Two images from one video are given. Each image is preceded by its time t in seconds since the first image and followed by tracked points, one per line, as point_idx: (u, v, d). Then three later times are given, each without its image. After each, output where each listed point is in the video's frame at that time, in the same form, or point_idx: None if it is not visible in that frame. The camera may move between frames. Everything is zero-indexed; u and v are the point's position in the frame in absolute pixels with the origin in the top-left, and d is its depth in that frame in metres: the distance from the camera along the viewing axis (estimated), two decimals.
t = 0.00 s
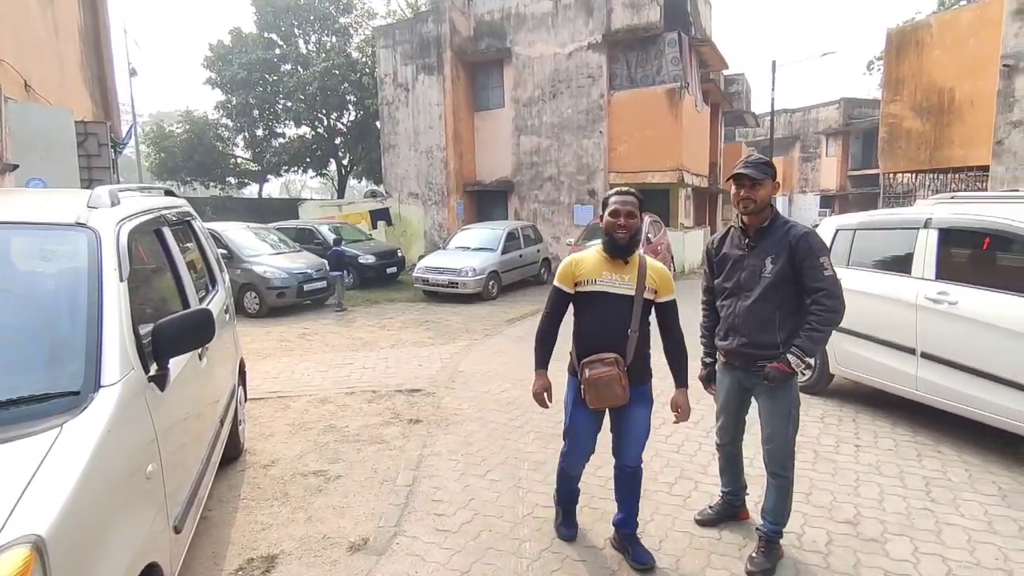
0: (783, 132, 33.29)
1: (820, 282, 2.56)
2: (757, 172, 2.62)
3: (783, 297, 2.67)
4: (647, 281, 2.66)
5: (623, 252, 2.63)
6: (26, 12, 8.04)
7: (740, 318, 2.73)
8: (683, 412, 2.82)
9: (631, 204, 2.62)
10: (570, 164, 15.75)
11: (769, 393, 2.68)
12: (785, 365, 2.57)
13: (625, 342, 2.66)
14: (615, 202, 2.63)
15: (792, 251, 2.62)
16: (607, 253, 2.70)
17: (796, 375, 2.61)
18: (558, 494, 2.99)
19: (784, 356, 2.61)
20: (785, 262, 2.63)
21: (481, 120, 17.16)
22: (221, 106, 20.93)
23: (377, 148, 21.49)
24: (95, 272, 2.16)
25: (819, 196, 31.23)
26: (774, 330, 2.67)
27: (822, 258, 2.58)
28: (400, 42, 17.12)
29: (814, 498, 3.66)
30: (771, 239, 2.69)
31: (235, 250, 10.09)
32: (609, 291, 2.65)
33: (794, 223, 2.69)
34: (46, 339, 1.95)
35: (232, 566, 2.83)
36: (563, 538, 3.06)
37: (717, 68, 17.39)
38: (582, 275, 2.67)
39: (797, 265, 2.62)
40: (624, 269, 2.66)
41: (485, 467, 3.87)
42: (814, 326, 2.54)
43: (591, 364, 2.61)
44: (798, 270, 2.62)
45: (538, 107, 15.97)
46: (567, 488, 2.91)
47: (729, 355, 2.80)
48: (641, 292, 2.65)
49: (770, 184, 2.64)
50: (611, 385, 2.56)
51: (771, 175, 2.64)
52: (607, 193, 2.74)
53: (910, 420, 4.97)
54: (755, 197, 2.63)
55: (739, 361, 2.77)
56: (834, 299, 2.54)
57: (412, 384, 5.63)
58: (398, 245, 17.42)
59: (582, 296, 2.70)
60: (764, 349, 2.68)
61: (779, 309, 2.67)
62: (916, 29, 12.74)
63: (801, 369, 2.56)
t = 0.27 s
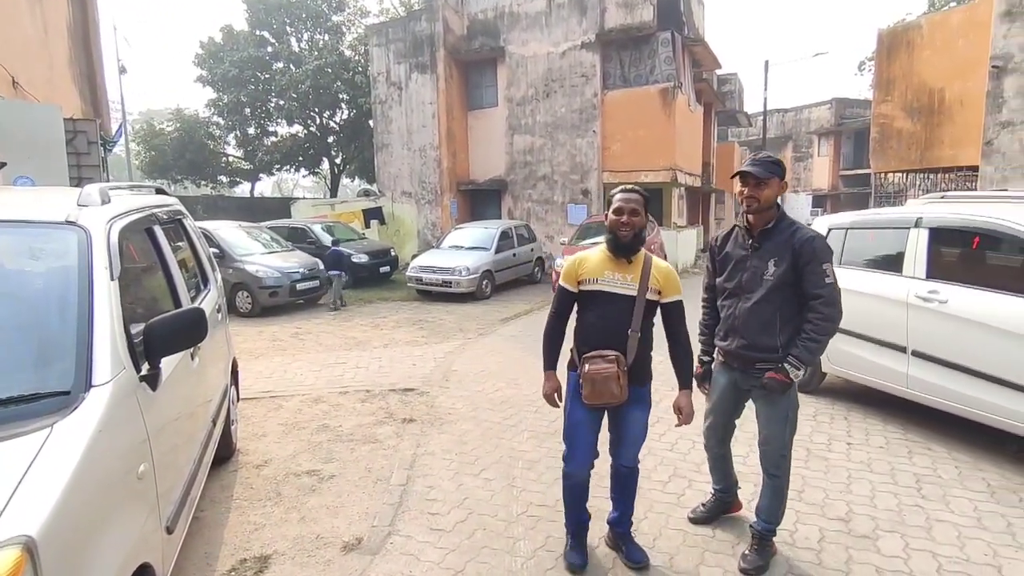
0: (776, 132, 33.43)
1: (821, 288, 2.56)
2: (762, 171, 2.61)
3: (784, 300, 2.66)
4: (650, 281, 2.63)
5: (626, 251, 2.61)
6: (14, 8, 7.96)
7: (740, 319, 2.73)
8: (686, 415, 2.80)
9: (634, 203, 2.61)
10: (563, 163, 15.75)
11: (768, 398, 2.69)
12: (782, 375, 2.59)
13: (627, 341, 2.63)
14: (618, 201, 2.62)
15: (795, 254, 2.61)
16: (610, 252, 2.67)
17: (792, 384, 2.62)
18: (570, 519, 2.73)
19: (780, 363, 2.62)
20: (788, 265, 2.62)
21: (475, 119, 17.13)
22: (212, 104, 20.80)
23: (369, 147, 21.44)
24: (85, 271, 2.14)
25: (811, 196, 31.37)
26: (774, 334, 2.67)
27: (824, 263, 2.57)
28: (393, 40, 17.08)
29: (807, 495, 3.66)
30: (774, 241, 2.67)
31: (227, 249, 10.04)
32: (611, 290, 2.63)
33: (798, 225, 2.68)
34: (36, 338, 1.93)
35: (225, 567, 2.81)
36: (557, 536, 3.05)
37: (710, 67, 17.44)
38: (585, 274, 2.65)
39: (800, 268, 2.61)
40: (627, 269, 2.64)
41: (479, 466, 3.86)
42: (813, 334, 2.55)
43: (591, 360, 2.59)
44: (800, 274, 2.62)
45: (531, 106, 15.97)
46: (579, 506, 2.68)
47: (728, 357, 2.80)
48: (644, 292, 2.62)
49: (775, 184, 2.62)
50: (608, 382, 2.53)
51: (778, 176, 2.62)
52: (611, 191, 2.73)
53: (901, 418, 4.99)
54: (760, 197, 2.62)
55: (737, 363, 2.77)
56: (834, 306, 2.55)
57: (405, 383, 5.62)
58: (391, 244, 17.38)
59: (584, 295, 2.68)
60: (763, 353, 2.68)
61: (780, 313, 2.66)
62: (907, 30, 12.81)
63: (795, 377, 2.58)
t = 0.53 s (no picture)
0: (769, 132, 33.57)
1: (820, 292, 2.56)
2: (767, 169, 2.61)
3: (783, 302, 2.67)
4: (646, 281, 2.60)
5: (621, 251, 2.59)
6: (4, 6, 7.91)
7: (739, 319, 2.74)
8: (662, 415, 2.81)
9: (628, 203, 2.60)
10: (557, 162, 15.77)
11: (765, 399, 2.70)
12: (777, 377, 2.60)
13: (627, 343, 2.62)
14: (613, 201, 2.61)
15: (796, 256, 2.61)
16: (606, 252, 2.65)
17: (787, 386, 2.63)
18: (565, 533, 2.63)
19: (776, 366, 2.63)
20: (788, 267, 2.63)
21: (468, 119, 17.12)
22: (204, 102, 20.70)
23: (363, 146, 21.39)
24: (78, 270, 2.12)
25: (803, 195, 31.50)
26: (772, 335, 2.68)
27: (825, 267, 2.57)
28: (387, 39, 17.04)
29: (800, 492, 3.67)
30: (776, 241, 2.67)
31: (219, 248, 9.99)
32: (607, 291, 2.60)
33: (801, 227, 2.67)
34: (29, 337, 1.92)
35: (219, 567, 2.80)
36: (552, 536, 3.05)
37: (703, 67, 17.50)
38: (582, 275, 2.62)
39: (801, 271, 2.61)
40: (623, 270, 2.61)
41: (474, 465, 3.86)
42: (809, 338, 2.56)
43: (591, 361, 2.57)
44: (800, 276, 2.62)
45: (525, 106, 15.98)
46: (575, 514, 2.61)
47: (725, 356, 2.81)
48: (640, 293, 2.60)
49: (780, 183, 2.62)
50: (608, 384, 2.51)
51: (782, 177, 2.62)
52: (607, 191, 2.73)
53: (893, 415, 5.02)
54: (763, 197, 2.62)
55: (734, 362, 2.79)
56: (832, 311, 2.55)
57: (399, 382, 5.60)
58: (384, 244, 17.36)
59: (580, 296, 2.66)
60: (759, 354, 2.69)
61: (778, 314, 2.67)
62: (898, 30, 12.87)
63: (790, 380, 2.59)
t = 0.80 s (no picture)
0: (763, 131, 33.68)
1: (817, 293, 2.57)
2: (768, 168, 2.62)
3: (779, 302, 2.68)
4: (636, 280, 2.57)
5: (610, 252, 2.53)
6: None
7: (735, 317, 2.75)
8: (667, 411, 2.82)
9: (613, 202, 2.55)
10: (552, 162, 15.77)
11: (759, 397, 2.70)
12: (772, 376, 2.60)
13: (623, 346, 2.59)
14: (597, 201, 2.55)
15: (793, 256, 2.62)
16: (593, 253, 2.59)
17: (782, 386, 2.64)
18: (553, 537, 2.61)
19: (772, 365, 2.64)
20: (785, 267, 2.63)
21: (463, 118, 17.10)
22: (198, 101, 20.63)
23: (357, 145, 21.34)
24: (72, 269, 2.11)
25: (797, 194, 31.61)
26: (767, 334, 2.69)
27: (822, 268, 2.58)
28: (381, 38, 17.01)
29: (795, 490, 3.68)
30: (774, 241, 2.68)
31: (213, 247, 9.95)
32: (599, 294, 2.54)
33: (799, 227, 2.68)
34: (24, 336, 1.91)
35: (214, 567, 2.79)
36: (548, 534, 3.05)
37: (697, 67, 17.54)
38: (572, 279, 2.54)
39: (798, 271, 2.62)
40: (612, 270, 2.56)
41: (470, 464, 3.86)
42: (805, 338, 2.57)
43: (590, 369, 2.50)
44: (797, 276, 2.63)
45: (520, 105, 15.98)
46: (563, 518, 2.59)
47: (721, 353, 2.82)
48: (633, 293, 2.56)
49: (780, 182, 2.62)
50: (611, 391, 2.46)
51: (782, 176, 2.62)
52: (589, 189, 2.66)
53: (887, 413, 5.04)
54: (763, 195, 2.63)
55: (730, 360, 2.80)
56: (828, 312, 2.56)
57: (395, 382, 5.59)
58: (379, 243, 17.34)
59: (570, 300, 2.58)
60: (755, 352, 2.70)
61: (774, 314, 2.68)
62: (891, 30, 12.92)
63: (785, 379, 2.60)
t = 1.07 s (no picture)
0: (757, 131, 33.80)
1: (810, 288, 2.59)
2: (760, 165, 2.64)
3: (773, 298, 2.69)
4: (614, 281, 2.50)
5: (587, 254, 2.46)
6: None
7: (731, 314, 2.76)
8: (664, 413, 2.79)
9: (588, 202, 2.49)
10: (548, 161, 15.78)
11: (756, 393, 2.70)
12: (769, 371, 2.61)
13: (605, 350, 2.51)
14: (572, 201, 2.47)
15: (787, 253, 2.64)
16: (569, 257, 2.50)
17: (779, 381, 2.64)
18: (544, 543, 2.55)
19: (768, 361, 2.64)
20: (779, 263, 2.65)
21: (459, 117, 17.08)
22: (192, 100, 20.54)
23: (353, 144, 21.30)
24: (68, 269, 2.11)
25: (792, 194, 31.71)
26: (763, 330, 2.70)
27: (815, 264, 2.60)
28: (376, 37, 16.99)
29: (790, 488, 3.70)
30: (767, 238, 2.70)
31: (208, 247, 9.92)
32: (579, 298, 2.46)
33: (791, 224, 2.70)
34: (20, 336, 1.90)
35: (211, 568, 2.79)
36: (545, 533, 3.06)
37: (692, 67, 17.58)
38: (550, 283, 2.44)
39: (792, 267, 2.63)
40: (589, 273, 2.48)
41: (467, 463, 3.86)
42: (800, 333, 2.59)
43: (575, 377, 2.42)
44: (791, 272, 2.64)
45: (516, 105, 15.98)
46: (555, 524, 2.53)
47: (717, 351, 2.82)
48: (613, 294, 2.49)
49: (771, 180, 2.65)
50: (599, 398, 2.39)
51: (773, 174, 2.64)
52: (562, 191, 2.57)
53: (881, 411, 5.06)
54: (756, 194, 2.64)
55: (726, 357, 2.80)
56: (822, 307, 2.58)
57: (391, 382, 5.59)
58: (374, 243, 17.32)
59: (548, 306, 2.48)
60: (750, 349, 2.70)
61: (769, 310, 2.69)
62: (885, 31, 12.97)
63: (781, 374, 2.61)
